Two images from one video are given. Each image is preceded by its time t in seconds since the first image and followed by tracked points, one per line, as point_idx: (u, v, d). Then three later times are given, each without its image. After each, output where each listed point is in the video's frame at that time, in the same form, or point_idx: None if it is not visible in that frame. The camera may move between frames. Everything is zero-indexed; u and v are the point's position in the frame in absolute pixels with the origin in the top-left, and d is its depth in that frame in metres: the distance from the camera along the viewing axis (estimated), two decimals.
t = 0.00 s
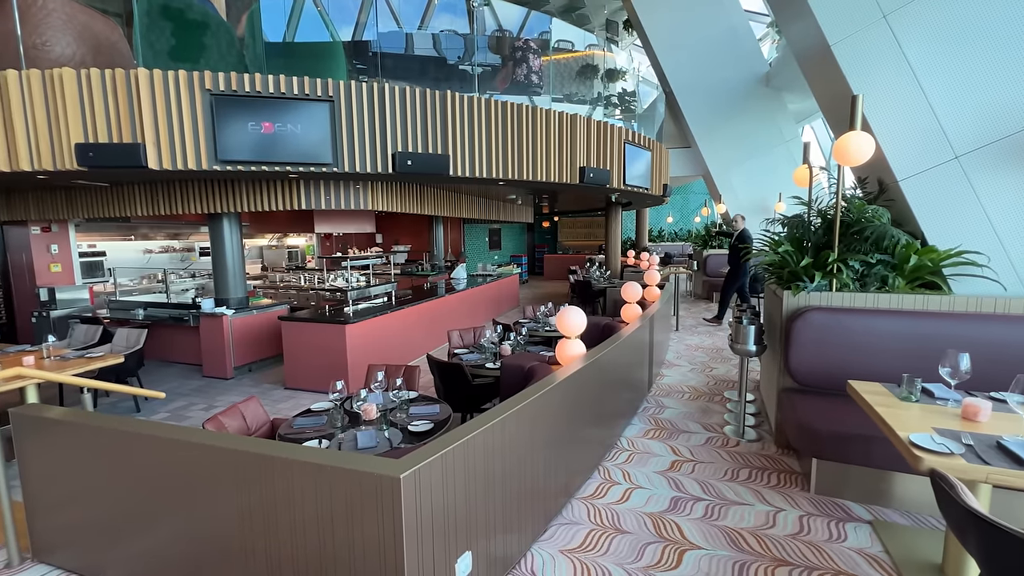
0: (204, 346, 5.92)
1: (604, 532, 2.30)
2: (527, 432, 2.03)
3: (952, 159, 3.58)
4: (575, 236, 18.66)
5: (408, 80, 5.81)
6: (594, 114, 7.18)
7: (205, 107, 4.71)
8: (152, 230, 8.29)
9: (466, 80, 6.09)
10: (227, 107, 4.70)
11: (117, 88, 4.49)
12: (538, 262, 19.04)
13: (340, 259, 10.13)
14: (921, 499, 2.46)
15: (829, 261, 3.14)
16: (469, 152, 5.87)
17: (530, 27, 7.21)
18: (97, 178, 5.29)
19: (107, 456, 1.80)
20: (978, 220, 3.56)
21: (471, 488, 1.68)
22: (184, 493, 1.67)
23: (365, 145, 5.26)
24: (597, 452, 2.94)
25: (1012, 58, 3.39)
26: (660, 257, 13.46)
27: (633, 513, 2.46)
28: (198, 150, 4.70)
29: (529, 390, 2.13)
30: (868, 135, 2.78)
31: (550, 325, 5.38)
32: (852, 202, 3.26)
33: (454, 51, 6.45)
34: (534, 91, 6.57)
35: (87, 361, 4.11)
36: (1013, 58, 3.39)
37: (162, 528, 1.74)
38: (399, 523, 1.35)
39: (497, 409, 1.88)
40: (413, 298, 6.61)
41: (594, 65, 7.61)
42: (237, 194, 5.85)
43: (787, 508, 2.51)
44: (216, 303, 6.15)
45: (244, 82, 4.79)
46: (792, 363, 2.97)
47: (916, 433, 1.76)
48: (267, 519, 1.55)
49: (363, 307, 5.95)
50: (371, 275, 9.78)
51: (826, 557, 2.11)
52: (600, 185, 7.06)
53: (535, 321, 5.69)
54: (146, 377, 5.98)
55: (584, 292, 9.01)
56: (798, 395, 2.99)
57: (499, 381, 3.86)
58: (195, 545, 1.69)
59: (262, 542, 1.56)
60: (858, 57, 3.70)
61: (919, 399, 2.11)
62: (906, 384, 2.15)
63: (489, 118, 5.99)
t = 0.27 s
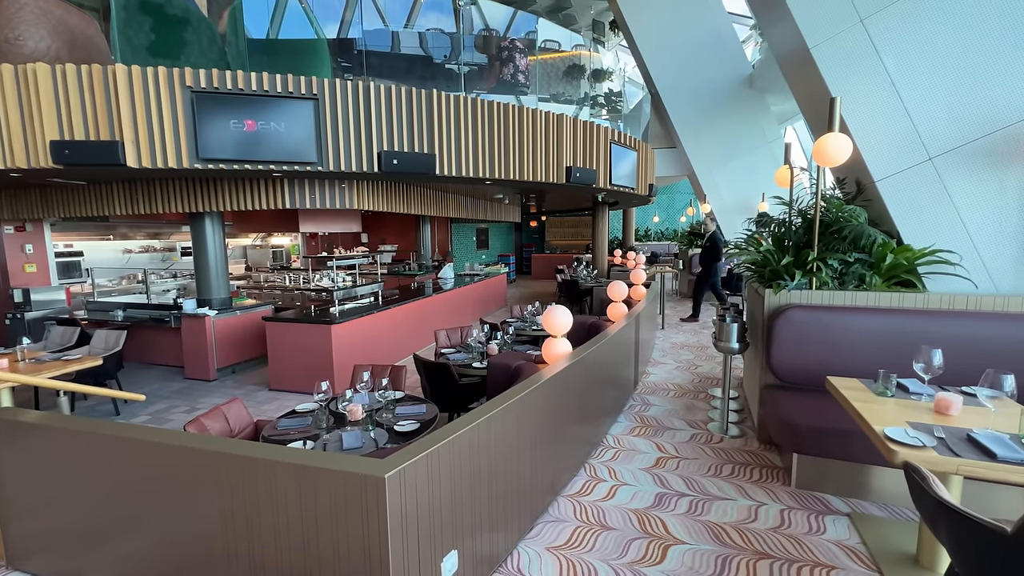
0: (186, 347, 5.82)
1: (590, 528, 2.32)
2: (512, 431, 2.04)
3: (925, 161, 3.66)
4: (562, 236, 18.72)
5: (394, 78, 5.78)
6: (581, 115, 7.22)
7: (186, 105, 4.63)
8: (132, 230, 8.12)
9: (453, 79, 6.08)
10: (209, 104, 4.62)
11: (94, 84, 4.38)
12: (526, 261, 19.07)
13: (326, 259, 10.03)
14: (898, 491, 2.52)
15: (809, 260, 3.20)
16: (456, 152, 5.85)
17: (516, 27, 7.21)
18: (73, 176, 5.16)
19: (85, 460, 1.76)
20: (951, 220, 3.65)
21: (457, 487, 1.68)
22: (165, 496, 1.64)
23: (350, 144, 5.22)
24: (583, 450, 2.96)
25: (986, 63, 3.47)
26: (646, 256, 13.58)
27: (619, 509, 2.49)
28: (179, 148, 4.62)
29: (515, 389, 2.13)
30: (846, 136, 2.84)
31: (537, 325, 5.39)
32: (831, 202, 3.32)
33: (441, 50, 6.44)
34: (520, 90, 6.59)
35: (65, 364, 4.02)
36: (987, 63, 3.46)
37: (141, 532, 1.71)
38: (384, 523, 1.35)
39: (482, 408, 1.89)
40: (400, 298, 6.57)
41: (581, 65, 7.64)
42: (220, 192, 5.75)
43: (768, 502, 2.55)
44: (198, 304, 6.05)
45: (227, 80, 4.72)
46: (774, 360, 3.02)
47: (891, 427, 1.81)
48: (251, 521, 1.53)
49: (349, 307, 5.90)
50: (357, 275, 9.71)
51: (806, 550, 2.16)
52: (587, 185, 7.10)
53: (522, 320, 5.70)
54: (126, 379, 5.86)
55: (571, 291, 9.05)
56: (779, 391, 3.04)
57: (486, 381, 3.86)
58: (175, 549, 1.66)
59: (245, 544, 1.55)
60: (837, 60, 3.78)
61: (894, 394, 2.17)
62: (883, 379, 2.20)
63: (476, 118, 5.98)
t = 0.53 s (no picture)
0: (168, 349, 5.72)
1: (576, 525, 2.34)
2: (499, 429, 2.04)
3: (900, 162, 3.76)
4: (550, 235, 18.77)
5: (379, 76, 5.74)
6: (567, 114, 7.25)
7: (165, 102, 4.54)
8: (110, 229, 7.93)
9: (439, 77, 6.05)
10: (190, 102, 4.54)
11: (69, 80, 4.28)
12: (513, 261, 19.09)
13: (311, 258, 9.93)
14: (875, 484, 2.59)
15: (789, 258, 3.26)
16: (442, 150, 5.84)
17: (503, 26, 7.19)
18: (48, 173, 5.03)
19: (61, 464, 1.72)
20: (924, 221, 3.75)
21: (443, 487, 1.68)
22: (144, 501, 1.61)
23: (335, 143, 5.19)
24: (570, 448, 2.98)
25: (959, 68, 3.56)
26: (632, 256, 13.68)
27: (604, 506, 2.51)
28: (158, 146, 4.53)
29: (501, 388, 2.14)
30: (824, 138, 2.91)
31: (524, 324, 5.41)
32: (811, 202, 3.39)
33: (428, 48, 6.41)
34: (507, 90, 6.59)
35: (41, 367, 3.93)
36: (960, 67, 3.56)
37: (120, 538, 1.68)
38: (369, 522, 1.35)
39: (468, 407, 1.89)
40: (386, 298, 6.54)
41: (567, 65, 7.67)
42: (201, 191, 5.66)
43: (750, 497, 2.60)
44: (179, 305, 5.94)
45: (208, 77, 4.65)
46: (756, 357, 3.08)
47: (867, 421, 1.86)
48: (233, 525, 1.51)
49: (335, 307, 5.85)
50: (343, 275, 9.62)
51: (786, 543, 2.20)
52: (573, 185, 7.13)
53: (509, 319, 5.71)
54: (105, 382, 5.74)
55: (558, 290, 9.09)
56: (761, 387, 3.10)
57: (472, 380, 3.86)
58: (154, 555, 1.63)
59: (228, 547, 1.53)
60: (816, 62, 3.86)
61: (871, 389, 2.23)
62: (859, 374, 2.26)
63: (462, 117, 5.97)
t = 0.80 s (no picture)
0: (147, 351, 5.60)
1: (562, 523, 2.36)
2: (484, 428, 2.05)
3: (876, 163, 3.84)
4: (537, 235, 18.82)
5: (363, 74, 5.69)
6: (553, 115, 7.30)
7: (143, 98, 4.45)
8: (86, 228, 7.74)
9: (425, 76, 6.02)
10: (169, 98, 4.46)
11: (42, 75, 4.15)
12: (500, 260, 19.09)
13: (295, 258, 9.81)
14: (853, 478, 2.65)
15: (770, 257, 3.32)
16: (428, 149, 5.81)
17: (489, 26, 7.15)
18: (20, 171, 4.89)
19: (33, 470, 1.67)
20: (900, 220, 3.85)
21: (428, 486, 1.68)
22: (121, 506, 1.58)
23: (319, 142, 5.13)
24: (556, 446, 2.99)
25: (932, 71, 3.65)
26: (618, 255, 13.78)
27: (590, 503, 2.53)
28: (136, 143, 4.43)
29: (486, 387, 2.14)
30: (804, 139, 2.96)
31: (510, 323, 5.42)
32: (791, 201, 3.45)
33: (414, 46, 6.35)
34: (492, 89, 6.59)
35: (14, 370, 3.82)
36: (932, 71, 3.65)
37: (95, 544, 1.64)
38: (352, 522, 1.34)
39: (454, 407, 1.89)
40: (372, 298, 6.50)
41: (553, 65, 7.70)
42: (181, 189, 5.55)
43: (733, 492, 2.64)
44: (159, 306, 5.83)
45: (187, 73, 4.56)
46: (738, 354, 3.12)
47: (844, 416, 1.90)
48: (214, 528, 1.49)
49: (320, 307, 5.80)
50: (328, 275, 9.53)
51: (767, 536, 2.24)
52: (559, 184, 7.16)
53: (496, 318, 5.72)
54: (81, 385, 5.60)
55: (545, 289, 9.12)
56: (743, 384, 3.15)
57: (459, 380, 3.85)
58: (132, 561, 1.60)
59: (209, 551, 1.51)
60: (796, 65, 3.93)
61: (848, 384, 2.28)
62: (837, 370, 2.31)
63: (448, 116, 5.95)
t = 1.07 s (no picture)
0: (126, 353, 5.48)
1: (549, 521, 2.36)
2: (470, 428, 2.04)
3: (855, 163, 3.92)
4: (524, 234, 18.84)
5: (348, 72, 5.62)
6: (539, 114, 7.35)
7: (120, 94, 4.34)
8: (61, 228, 7.54)
9: (410, 74, 5.97)
10: (147, 95, 4.36)
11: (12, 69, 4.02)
12: (488, 260, 19.07)
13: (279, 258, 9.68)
14: (833, 472, 2.70)
15: (753, 256, 3.37)
16: (414, 148, 5.77)
17: (475, 25, 7.11)
18: None
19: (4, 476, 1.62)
20: (878, 220, 3.93)
21: (414, 487, 1.67)
22: (98, 512, 1.54)
23: (302, 140, 5.07)
24: (542, 445, 3.00)
25: (907, 73, 3.75)
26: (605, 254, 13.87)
27: (576, 501, 2.54)
28: (112, 140, 4.31)
29: (473, 386, 2.14)
30: (785, 140, 3.01)
31: (497, 322, 5.42)
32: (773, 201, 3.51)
33: (399, 44, 6.27)
34: (478, 88, 6.57)
35: None
36: (908, 73, 3.74)
37: (70, 552, 1.59)
38: (336, 524, 1.33)
39: (439, 407, 1.88)
40: (359, 297, 6.46)
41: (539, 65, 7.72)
42: (160, 187, 5.43)
43: (717, 488, 2.68)
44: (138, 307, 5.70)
45: (166, 69, 4.46)
46: (721, 352, 3.17)
47: (824, 412, 1.94)
48: (195, 533, 1.46)
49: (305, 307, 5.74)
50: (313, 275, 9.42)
51: (750, 530, 2.28)
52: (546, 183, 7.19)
53: (483, 318, 5.72)
54: (57, 389, 5.45)
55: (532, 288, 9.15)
56: (727, 381, 3.19)
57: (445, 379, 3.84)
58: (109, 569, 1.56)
59: (190, 556, 1.48)
60: (776, 66, 3.99)
61: (827, 380, 2.33)
62: (817, 366, 2.36)
63: (434, 115, 5.93)
